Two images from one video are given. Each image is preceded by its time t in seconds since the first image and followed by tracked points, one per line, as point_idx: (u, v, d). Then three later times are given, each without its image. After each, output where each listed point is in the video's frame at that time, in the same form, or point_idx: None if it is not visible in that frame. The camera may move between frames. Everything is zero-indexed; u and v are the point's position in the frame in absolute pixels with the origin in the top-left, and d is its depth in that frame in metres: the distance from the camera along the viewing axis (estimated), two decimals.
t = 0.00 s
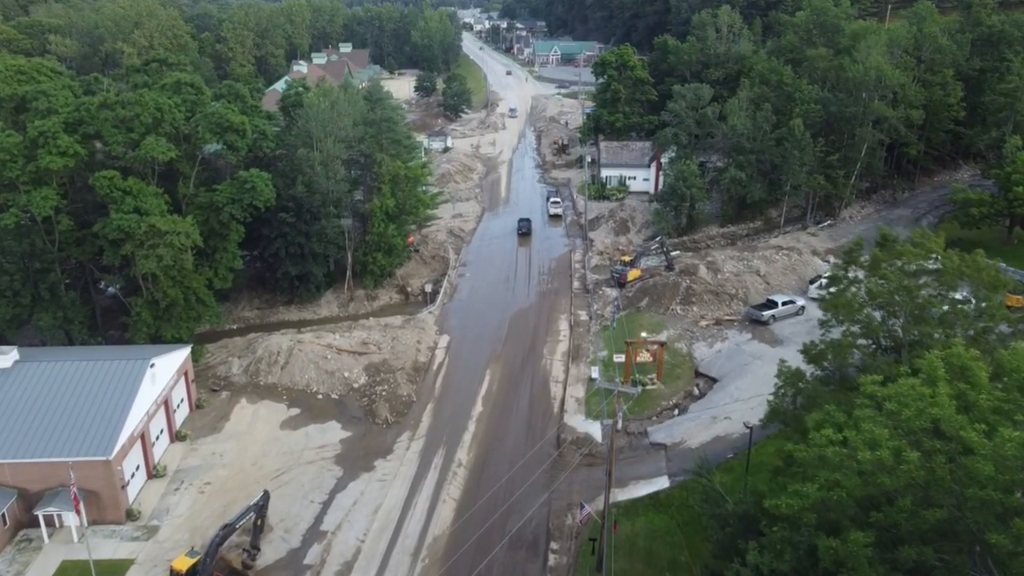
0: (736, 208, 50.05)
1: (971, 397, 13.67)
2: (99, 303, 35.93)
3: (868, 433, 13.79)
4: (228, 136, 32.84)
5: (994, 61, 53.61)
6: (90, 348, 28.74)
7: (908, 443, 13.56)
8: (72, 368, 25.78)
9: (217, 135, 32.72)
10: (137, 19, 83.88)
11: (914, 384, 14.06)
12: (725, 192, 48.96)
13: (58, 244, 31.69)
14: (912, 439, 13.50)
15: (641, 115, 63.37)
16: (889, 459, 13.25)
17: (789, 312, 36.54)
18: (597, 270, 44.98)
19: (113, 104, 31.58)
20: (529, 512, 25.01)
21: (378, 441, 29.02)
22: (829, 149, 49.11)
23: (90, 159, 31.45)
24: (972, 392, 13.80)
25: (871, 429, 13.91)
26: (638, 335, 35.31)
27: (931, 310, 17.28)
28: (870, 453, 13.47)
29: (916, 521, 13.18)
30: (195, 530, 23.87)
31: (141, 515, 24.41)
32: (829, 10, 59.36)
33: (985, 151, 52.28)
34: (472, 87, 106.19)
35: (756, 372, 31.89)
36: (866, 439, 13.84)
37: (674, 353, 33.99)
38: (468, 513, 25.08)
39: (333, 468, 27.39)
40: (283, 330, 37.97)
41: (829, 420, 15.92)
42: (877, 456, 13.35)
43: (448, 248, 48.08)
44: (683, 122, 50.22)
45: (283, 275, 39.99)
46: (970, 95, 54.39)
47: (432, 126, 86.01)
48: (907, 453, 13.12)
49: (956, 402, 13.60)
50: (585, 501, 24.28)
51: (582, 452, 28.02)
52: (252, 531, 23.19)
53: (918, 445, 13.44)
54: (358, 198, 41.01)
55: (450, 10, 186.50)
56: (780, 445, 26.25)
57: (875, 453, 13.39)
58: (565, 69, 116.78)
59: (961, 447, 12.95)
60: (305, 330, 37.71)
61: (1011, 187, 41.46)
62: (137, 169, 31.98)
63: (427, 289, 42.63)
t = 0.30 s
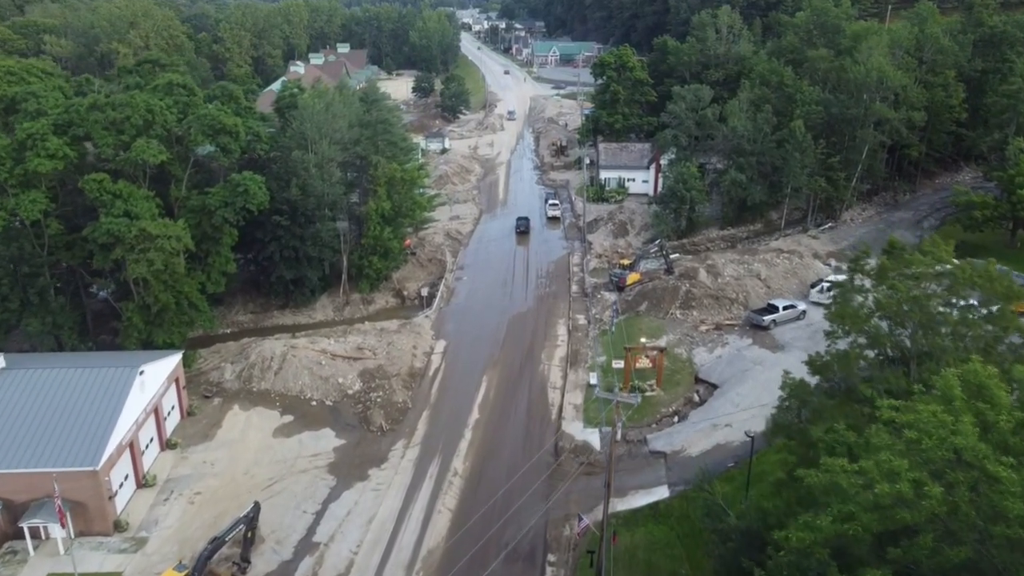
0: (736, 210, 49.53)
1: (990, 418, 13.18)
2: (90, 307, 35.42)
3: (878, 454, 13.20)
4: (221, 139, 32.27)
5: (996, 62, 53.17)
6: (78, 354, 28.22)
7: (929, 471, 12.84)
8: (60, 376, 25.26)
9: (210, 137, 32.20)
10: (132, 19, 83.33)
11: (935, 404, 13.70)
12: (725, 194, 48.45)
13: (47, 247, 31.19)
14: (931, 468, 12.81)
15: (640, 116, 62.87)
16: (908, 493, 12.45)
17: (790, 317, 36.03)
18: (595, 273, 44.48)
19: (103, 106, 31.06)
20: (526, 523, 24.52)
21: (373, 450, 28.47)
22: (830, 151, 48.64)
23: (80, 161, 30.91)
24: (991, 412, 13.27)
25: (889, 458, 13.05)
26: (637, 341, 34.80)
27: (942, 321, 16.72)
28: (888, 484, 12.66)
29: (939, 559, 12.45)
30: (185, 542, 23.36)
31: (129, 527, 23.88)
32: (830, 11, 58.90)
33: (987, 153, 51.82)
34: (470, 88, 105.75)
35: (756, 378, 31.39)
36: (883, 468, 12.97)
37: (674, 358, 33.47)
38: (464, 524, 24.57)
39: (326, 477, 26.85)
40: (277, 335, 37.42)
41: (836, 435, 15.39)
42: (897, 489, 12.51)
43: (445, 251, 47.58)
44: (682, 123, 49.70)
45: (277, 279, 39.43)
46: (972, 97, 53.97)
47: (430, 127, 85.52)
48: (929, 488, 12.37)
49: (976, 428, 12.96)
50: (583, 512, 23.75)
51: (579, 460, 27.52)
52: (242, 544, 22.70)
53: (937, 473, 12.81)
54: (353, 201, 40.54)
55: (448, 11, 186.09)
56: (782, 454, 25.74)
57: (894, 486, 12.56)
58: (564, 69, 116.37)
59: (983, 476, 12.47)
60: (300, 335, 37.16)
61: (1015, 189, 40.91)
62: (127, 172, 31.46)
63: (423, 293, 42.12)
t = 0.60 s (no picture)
0: (733, 213, 48.90)
1: (1014, 447, 11.91)
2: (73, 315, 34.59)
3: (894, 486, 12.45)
4: (207, 143, 31.53)
5: (994, 62, 52.65)
6: (59, 365, 27.40)
7: (956, 516, 11.59)
8: (39, 389, 24.47)
9: (195, 141, 31.40)
10: (121, 20, 82.46)
11: (951, 432, 12.75)
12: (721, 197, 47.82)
13: (28, 255, 30.39)
14: (960, 514, 11.55)
15: (635, 117, 62.23)
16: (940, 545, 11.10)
17: (788, 322, 35.39)
18: (590, 277, 43.82)
19: (85, 110, 30.26)
20: (520, 538, 23.82)
21: (363, 462, 27.75)
22: (827, 153, 48.02)
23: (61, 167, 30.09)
24: (1015, 440, 12.01)
25: (912, 502, 11.78)
26: (633, 348, 34.15)
27: (953, 334, 16.01)
28: (915, 535, 11.35)
29: None
30: (167, 561, 22.58)
31: (109, 545, 23.11)
32: (826, 11, 58.38)
33: (986, 154, 51.29)
34: (464, 89, 105.15)
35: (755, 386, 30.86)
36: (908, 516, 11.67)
37: (671, 365, 32.83)
38: (456, 540, 23.86)
39: (314, 491, 26.09)
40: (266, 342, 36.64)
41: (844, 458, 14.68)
42: (925, 540, 11.21)
43: (438, 255, 46.87)
44: (678, 125, 49.07)
45: (266, 285, 38.65)
46: (970, 97, 53.47)
47: (423, 129, 84.88)
48: (964, 538, 11.09)
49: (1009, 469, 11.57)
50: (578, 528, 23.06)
51: (574, 472, 26.84)
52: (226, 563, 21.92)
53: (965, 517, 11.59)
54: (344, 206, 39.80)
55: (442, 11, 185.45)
56: (782, 466, 25.10)
57: (922, 536, 11.25)
58: (558, 69, 115.77)
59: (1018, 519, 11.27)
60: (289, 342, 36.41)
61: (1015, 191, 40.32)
62: (111, 177, 30.65)
63: (415, 299, 41.39)
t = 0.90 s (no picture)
0: (728, 215, 48.29)
1: None
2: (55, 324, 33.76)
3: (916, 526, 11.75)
4: (191, 148, 30.80)
5: (991, 63, 52.22)
6: (37, 377, 26.63)
7: (986, 561, 10.85)
8: (15, 404, 23.71)
9: (178, 146, 30.63)
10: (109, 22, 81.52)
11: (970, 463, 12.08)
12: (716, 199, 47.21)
13: (7, 263, 29.57)
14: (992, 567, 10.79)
15: (629, 118, 61.61)
16: None
17: (786, 328, 34.79)
18: (584, 282, 43.16)
19: (64, 114, 29.51)
20: (513, 555, 23.15)
21: (351, 475, 27.02)
22: (823, 154, 47.47)
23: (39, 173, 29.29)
24: None
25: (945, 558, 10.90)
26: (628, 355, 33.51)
27: (967, 347, 15.31)
28: None
29: None
30: None
31: (88, 565, 22.33)
32: (820, 11, 57.94)
33: (983, 155, 50.83)
34: (456, 90, 104.48)
35: (752, 395, 30.33)
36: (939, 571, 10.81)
37: (667, 373, 32.17)
38: (447, 557, 23.18)
39: (301, 507, 25.34)
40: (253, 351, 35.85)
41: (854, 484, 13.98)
42: None
43: (429, 260, 46.15)
44: (672, 127, 48.48)
45: (253, 292, 37.85)
46: (966, 98, 53.04)
47: (415, 130, 84.15)
48: None
49: None
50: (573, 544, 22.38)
51: (569, 485, 26.17)
52: None
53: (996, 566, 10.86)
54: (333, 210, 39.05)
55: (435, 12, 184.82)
56: (782, 477, 24.50)
57: None
58: (551, 70, 115.19)
59: None
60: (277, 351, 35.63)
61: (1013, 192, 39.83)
62: (91, 184, 29.88)
63: (406, 305, 40.66)
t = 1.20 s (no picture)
0: (723, 218, 47.63)
1: None
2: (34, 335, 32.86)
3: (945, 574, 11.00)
4: (172, 153, 29.97)
5: (986, 63, 51.73)
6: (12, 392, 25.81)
7: None
8: None
9: (159, 151, 29.80)
10: (96, 23, 80.56)
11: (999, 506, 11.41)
12: (711, 202, 46.59)
13: None
14: None
15: (622, 120, 60.97)
16: None
17: (783, 334, 34.11)
18: (577, 287, 42.46)
19: (40, 119, 28.76)
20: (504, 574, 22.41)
21: (338, 490, 26.22)
22: (819, 156, 46.87)
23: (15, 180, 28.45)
24: None
25: None
26: (623, 364, 32.77)
27: (980, 366, 14.72)
28: None
29: None
30: None
31: None
32: (814, 11, 57.44)
33: (979, 156, 50.32)
34: (447, 91, 103.77)
35: (750, 404, 29.63)
36: None
37: (662, 382, 31.45)
38: None
39: (286, 525, 24.53)
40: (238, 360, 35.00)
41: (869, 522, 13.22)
42: None
43: (420, 265, 45.38)
44: (666, 129, 47.85)
45: (239, 299, 36.99)
46: (962, 98, 52.55)
47: (406, 132, 83.36)
48: None
49: None
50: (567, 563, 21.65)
51: (562, 499, 25.44)
52: None
53: None
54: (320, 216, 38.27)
55: (427, 12, 184.08)
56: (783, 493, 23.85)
57: None
58: (543, 71, 114.54)
59: None
60: (263, 360, 34.79)
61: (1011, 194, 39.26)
62: (69, 191, 29.08)
63: (396, 311, 39.87)
